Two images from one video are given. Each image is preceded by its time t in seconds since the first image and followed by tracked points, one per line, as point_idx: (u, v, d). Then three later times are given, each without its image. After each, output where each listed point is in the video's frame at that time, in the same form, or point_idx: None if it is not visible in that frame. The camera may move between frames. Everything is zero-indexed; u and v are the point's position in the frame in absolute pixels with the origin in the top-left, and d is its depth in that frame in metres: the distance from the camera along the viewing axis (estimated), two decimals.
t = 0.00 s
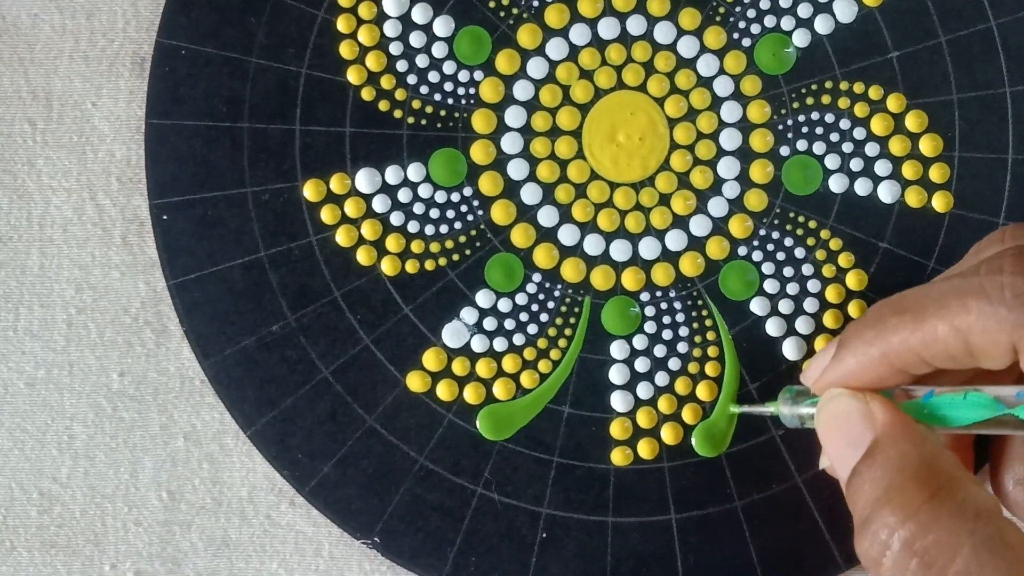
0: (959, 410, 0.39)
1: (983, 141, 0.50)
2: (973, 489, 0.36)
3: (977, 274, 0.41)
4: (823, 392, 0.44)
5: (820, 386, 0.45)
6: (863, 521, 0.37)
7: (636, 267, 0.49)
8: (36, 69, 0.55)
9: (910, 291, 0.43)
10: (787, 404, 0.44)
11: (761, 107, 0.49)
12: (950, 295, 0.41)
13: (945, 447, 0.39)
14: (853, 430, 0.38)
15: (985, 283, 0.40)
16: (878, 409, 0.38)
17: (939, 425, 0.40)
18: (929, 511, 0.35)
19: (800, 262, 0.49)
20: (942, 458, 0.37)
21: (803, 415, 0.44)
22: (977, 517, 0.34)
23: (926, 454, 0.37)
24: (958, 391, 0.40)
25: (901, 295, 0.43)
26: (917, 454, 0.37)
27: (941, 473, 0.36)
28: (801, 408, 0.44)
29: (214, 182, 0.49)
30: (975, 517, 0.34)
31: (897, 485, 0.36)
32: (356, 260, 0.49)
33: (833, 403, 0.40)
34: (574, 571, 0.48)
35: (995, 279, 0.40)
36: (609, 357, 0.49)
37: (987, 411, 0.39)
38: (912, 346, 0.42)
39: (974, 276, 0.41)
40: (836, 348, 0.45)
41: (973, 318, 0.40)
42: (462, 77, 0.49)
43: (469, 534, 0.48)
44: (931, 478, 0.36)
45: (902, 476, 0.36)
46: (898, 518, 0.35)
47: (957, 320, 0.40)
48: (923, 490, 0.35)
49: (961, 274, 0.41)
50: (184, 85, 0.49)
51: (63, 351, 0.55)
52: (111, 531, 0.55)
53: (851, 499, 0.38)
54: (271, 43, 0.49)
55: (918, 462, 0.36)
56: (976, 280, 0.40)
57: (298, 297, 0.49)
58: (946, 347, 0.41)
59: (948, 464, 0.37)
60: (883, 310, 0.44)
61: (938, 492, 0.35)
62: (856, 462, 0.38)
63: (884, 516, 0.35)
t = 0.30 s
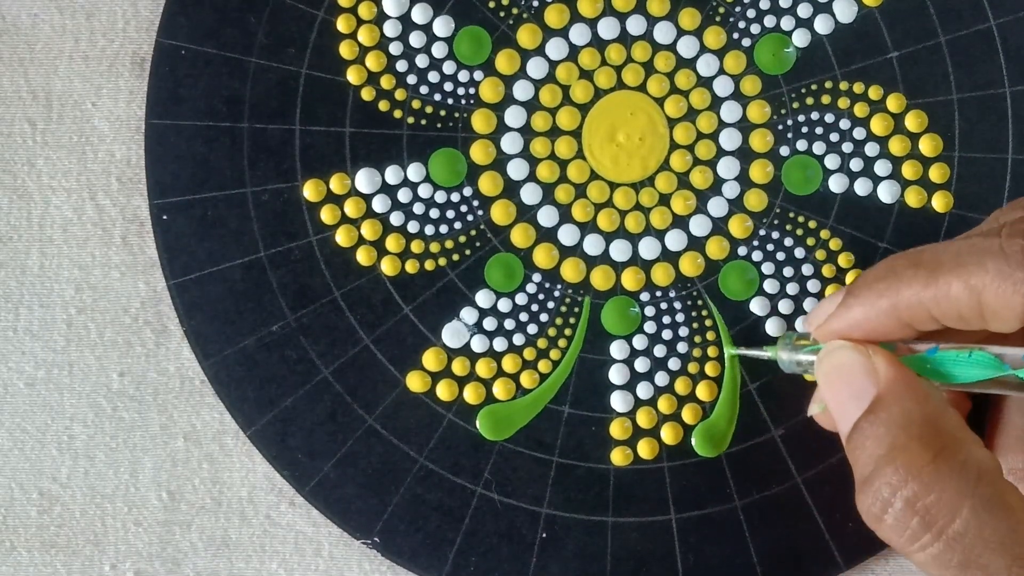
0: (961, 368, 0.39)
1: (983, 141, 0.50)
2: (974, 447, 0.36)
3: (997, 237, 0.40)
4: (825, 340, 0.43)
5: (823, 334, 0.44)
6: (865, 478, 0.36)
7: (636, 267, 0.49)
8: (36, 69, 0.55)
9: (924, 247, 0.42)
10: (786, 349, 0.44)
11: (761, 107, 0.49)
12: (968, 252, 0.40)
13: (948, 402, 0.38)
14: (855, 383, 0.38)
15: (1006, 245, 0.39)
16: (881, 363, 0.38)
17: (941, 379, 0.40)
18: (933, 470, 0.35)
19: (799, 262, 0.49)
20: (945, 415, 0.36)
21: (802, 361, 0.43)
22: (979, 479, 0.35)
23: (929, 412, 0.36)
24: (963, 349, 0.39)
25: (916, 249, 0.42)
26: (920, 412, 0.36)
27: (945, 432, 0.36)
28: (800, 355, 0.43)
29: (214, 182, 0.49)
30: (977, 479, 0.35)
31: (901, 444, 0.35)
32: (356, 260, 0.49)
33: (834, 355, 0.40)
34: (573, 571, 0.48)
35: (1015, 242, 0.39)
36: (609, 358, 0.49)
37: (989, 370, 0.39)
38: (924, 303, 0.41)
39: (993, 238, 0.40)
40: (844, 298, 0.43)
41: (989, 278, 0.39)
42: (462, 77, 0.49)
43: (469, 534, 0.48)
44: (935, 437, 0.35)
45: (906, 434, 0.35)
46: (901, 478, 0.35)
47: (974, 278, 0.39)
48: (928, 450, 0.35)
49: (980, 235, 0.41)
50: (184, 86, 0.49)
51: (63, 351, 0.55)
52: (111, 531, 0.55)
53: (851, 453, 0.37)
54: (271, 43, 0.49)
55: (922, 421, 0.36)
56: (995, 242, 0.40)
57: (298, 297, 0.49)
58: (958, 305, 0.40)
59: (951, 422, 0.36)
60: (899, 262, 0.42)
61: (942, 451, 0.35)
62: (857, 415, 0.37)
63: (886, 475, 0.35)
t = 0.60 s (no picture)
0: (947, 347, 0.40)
1: (983, 142, 0.50)
2: (964, 429, 0.36)
3: (994, 224, 0.40)
4: (816, 310, 0.43)
5: (813, 305, 0.43)
6: (856, 460, 0.37)
7: (636, 268, 0.49)
8: (36, 69, 0.55)
9: (920, 227, 0.42)
10: (771, 315, 0.46)
11: (761, 107, 0.49)
12: (966, 236, 0.40)
13: (937, 381, 0.39)
14: (842, 361, 0.39)
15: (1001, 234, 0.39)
16: (867, 341, 0.39)
17: (925, 357, 0.41)
18: (922, 454, 0.35)
19: (799, 262, 0.49)
20: (934, 396, 0.37)
21: (786, 328, 0.45)
22: (969, 462, 0.35)
23: (919, 394, 0.37)
24: (950, 328, 0.40)
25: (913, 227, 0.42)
26: (910, 394, 0.37)
27: (934, 414, 0.36)
28: (785, 321, 0.45)
29: (213, 182, 0.49)
30: (967, 462, 0.35)
31: (891, 427, 0.36)
32: (356, 260, 0.49)
33: (822, 332, 0.40)
34: (573, 572, 0.48)
35: (1013, 230, 0.39)
36: (609, 358, 0.49)
37: (974, 350, 0.39)
38: (918, 284, 0.40)
39: (990, 225, 0.40)
40: (835, 270, 0.43)
41: (985, 264, 0.39)
42: (462, 78, 0.49)
43: (469, 534, 0.48)
44: (924, 419, 0.36)
45: (895, 416, 0.36)
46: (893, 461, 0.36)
47: (970, 263, 0.39)
48: (917, 432, 0.35)
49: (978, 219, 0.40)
50: (184, 86, 0.49)
51: (63, 351, 0.55)
52: (111, 532, 0.55)
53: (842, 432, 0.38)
54: (271, 44, 0.49)
55: (912, 403, 0.36)
56: (993, 229, 0.39)
57: (298, 297, 0.49)
58: (950, 289, 0.40)
59: (941, 403, 0.37)
60: (895, 239, 0.42)
61: (931, 433, 0.36)
62: (847, 395, 0.38)
63: (877, 458, 0.36)
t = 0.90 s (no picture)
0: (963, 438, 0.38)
1: (983, 143, 0.50)
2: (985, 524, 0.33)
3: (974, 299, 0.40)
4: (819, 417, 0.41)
5: (816, 412, 0.41)
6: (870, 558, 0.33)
7: (636, 268, 0.49)
8: (36, 70, 0.55)
9: (900, 316, 0.42)
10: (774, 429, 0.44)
11: (761, 108, 0.49)
12: (952, 318, 0.39)
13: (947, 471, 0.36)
14: (846, 456, 0.37)
15: (993, 304, 0.39)
16: (878, 440, 0.36)
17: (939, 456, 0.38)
18: (938, 546, 0.31)
19: (800, 263, 0.49)
20: (953, 490, 0.34)
21: (793, 439, 0.43)
22: (991, 551, 0.31)
23: (935, 488, 0.34)
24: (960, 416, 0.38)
25: (896, 322, 0.42)
26: (924, 489, 0.34)
27: (952, 508, 0.33)
28: (790, 432, 0.43)
29: (213, 183, 0.49)
30: (987, 551, 0.31)
31: (905, 515, 0.33)
32: (356, 261, 0.49)
33: (828, 431, 0.38)
34: (573, 572, 0.48)
35: (1007, 297, 0.39)
36: (609, 359, 0.49)
37: (988, 438, 0.37)
38: (910, 374, 0.39)
39: (980, 296, 0.40)
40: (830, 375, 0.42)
41: (980, 341, 0.38)
42: (462, 78, 0.49)
43: (469, 535, 0.48)
44: (940, 509, 0.33)
45: (909, 507, 0.33)
46: (911, 550, 0.31)
47: (962, 345, 0.39)
48: (933, 523, 0.32)
49: (959, 297, 0.41)
50: (184, 87, 0.49)
51: (63, 352, 0.55)
52: (111, 533, 0.55)
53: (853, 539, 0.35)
54: (271, 44, 0.49)
55: (928, 498, 0.33)
56: (982, 298, 0.40)
57: (298, 298, 0.49)
58: (945, 375, 0.39)
59: (960, 497, 0.34)
60: (881, 334, 0.41)
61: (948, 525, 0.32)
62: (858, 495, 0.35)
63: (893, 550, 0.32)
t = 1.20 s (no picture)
0: (921, 439, 0.39)
1: (983, 142, 0.50)
2: (938, 522, 0.36)
3: (937, 307, 0.40)
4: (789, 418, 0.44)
5: (786, 412, 0.45)
6: (831, 558, 0.37)
7: (635, 268, 0.49)
8: (36, 69, 0.55)
9: (871, 321, 0.43)
10: (756, 424, 0.46)
11: (761, 107, 0.49)
12: (910, 327, 0.40)
13: (913, 475, 0.38)
14: (819, 459, 0.39)
15: (944, 317, 0.39)
16: (844, 440, 0.39)
17: (902, 453, 0.40)
18: (896, 549, 0.35)
19: (799, 263, 0.49)
20: (911, 492, 0.37)
21: (771, 435, 0.46)
22: (944, 552, 0.35)
23: (892, 486, 0.37)
24: (922, 419, 0.39)
25: (863, 326, 0.43)
26: (884, 491, 0.37)
27: (908, 509, 0.36)
28: (769, 429, 0.45)
29: (214, 182, 0.49)
30: (941, 553, 0.35)
31: (865, 522, 0.36)
32: (356, 260, 0.49)
33: (797, 431, 0.40)
34: (573, 572, 0.48)
35: (954, 313, 0.39)
36: (609, 358, 0.49)
37: (948, 441, 0.38)
38: (874, 377, 0.41)
39: (934, 308, 0.40)
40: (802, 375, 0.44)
41: (932, 351, 0.39)
42: (462, 77, 0.49)
43: (469, 534, 0.48)
44: (898, 514, 0.36)
45: (868, 513, 0.36)
46: (865, 556, 0.35)
47: (919, 353, 0.39)
48: (890, 527, 0.35)
49: (921, 306, 0.41)
50: (184, 86, 0.49)
51: (63, 351, 0.55)
52: (111, 532, 0.55)
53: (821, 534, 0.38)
54: (271, 44, 0.49)
55: (886, 498, 0.36)
56: (934, 314, 0.40)
57: (298, 297, 0.49)
58: (908, 380, 0.41)
59: (917, 498, 0.37)
60: (847, 337, 0.43)
61: (905, 528, 0.35)
62: (823, 494, 0.38)
63: (852, 553, 0.35)
